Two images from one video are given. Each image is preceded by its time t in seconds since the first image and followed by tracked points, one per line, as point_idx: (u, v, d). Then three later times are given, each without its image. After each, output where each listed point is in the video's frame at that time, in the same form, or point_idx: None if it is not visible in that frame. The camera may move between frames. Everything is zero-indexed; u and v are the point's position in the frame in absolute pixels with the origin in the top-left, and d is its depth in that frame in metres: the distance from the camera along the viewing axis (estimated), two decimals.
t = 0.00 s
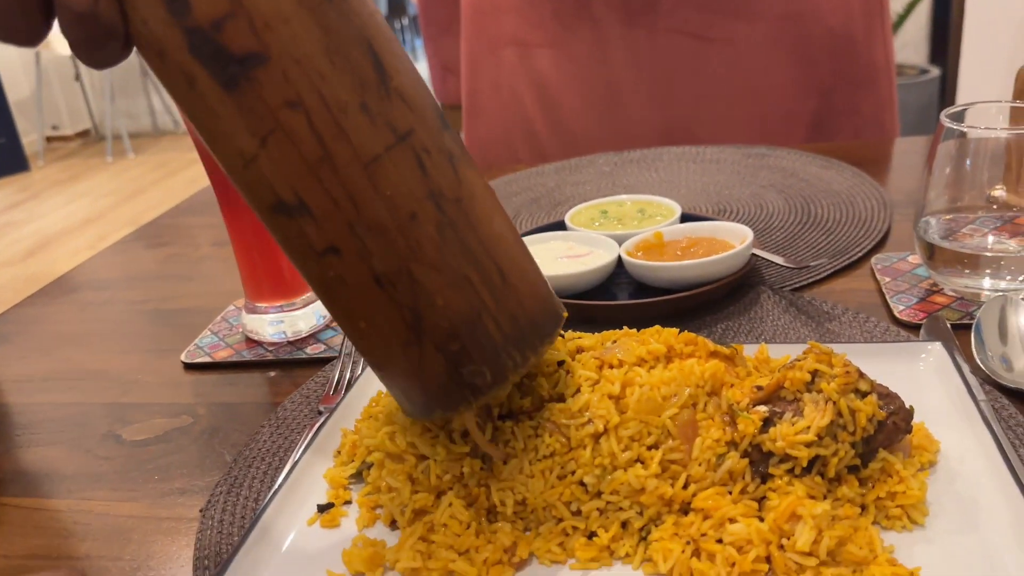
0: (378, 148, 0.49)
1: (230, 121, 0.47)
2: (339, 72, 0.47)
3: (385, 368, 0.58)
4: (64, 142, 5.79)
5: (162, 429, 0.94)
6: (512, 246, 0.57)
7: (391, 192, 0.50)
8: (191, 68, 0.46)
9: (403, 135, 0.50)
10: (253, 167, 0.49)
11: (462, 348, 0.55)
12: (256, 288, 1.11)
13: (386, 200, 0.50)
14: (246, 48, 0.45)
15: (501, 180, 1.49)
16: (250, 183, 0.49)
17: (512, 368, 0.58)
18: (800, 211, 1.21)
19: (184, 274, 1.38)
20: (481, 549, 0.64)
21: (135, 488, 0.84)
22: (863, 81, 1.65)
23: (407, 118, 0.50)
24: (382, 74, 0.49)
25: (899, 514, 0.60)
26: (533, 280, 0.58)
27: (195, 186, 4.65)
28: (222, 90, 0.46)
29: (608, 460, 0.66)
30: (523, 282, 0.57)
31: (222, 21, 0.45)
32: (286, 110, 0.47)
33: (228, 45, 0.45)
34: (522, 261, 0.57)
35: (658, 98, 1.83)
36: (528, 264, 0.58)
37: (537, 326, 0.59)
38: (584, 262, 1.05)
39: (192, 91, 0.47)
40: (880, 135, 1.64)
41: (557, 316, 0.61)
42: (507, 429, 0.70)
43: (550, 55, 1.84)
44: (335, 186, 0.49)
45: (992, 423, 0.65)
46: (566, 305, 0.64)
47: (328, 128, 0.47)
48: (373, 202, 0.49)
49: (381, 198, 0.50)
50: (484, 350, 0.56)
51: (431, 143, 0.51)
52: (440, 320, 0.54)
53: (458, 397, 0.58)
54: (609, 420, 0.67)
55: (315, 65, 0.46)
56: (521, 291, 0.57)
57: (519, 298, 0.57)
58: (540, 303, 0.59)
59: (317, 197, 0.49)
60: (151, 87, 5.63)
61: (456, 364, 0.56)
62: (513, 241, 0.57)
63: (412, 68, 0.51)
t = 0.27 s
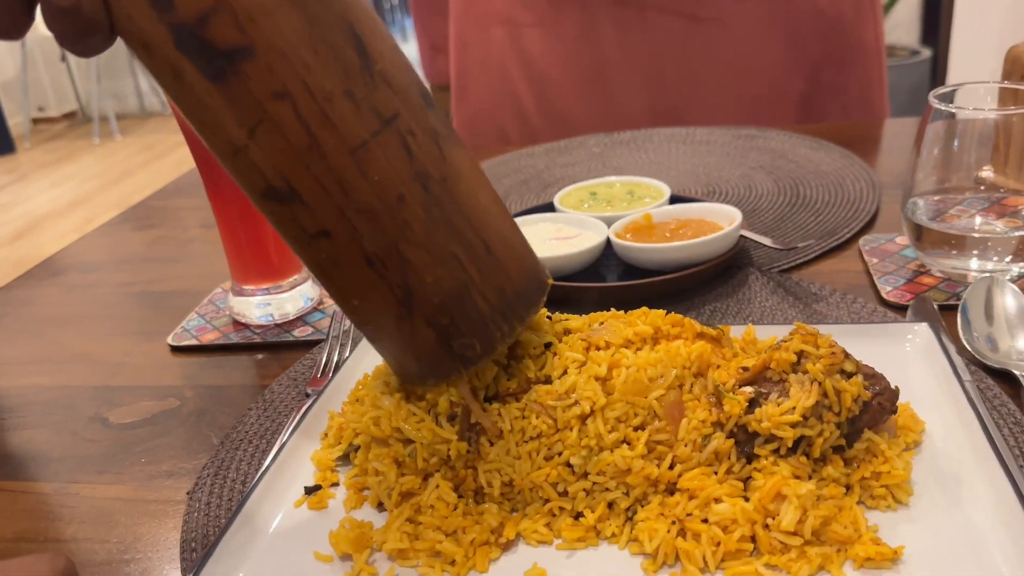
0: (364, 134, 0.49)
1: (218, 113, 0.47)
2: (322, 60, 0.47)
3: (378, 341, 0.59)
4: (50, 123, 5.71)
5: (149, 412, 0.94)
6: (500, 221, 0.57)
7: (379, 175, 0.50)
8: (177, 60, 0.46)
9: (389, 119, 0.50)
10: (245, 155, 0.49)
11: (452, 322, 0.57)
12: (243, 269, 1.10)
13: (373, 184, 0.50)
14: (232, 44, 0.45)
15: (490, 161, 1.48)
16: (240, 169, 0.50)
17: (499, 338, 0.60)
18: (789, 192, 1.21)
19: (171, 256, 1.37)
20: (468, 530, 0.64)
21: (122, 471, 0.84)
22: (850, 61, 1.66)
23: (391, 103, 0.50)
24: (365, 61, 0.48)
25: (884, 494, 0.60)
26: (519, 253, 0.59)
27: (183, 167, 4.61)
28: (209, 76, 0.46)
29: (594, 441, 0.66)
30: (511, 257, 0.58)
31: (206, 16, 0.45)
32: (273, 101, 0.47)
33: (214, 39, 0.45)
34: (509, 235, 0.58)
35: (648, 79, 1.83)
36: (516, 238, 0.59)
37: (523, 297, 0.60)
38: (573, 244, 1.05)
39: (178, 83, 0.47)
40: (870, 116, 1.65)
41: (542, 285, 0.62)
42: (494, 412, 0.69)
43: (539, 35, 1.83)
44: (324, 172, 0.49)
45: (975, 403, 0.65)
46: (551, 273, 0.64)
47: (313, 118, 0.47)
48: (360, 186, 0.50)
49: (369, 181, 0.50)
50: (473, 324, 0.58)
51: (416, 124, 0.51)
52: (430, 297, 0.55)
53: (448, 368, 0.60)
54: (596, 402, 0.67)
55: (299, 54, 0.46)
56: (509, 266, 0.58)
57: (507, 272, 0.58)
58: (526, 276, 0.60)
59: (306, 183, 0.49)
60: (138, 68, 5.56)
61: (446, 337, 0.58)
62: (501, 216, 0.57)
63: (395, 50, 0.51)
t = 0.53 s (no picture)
0: (366, 103, 0.49)
1: (219, 85, 0.47)
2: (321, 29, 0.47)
3: (385, 314, 0.59)
4: (38, 112, 5.66)
5: (140, 402, 0.94)
6: (504, 190, 0.57)
7: (382, 145, 0.50)
8: (179, 36, 0.46)
9: (390, 87, 0.50)
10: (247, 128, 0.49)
11: (460, 291, 0.56)
12: (233, 260, 1.10)
13: (377, 154, 0.50)
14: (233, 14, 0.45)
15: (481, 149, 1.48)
16: (242, 144, 0.50)
17: (509, 307, 0.60)
18: (780, 180, 1.21)
19: (161, 246, 1.37)
20: (459, 519, 0.64)
21: (113, 461, 0.84)
22: (843, 50, 1.68)
23: (391, 70, 0.50)
24: (365, 29, 0.48)
25: (871, 481, 0.61)
26: (524, 222, 0.59)
27: (173, 155, 4.58)
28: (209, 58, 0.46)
29: (584, 429, 0.66)
30: (515, 225, 0.58)
31: None
32: (274, 70, 0.46)
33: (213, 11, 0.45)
34: (513, 204, 0.58)
35: (640, 66, 1.82)
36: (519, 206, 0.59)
37: (530, 265, 0.59)
38: (564, 232, 1.05)
39: (178, 56, 0.47)
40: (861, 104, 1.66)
41: (549, 252, 0.62)
42: (485, 402, 0.70)
43: (530, 22, 1.83)
44: (327, 143, 0.49)
45: (962, 390, 0.66)
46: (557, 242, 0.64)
47: (314, 87, 0.47)
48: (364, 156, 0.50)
49: (372, 151, 0.50)
50: (480, 293, 0.57)
51: (417, 93, 0.51)
52: (437, 266, 0.55)
53: (457, 340, 0.60)
54: (585, 391, 0.67)
55: (299, 24, 0.46)
56: (514, 234, 0.57)
57: (513, 241, 0.57)
58: (533, 245, 0.60)
59: (309, 154, 0.49)
60: (127, 54, 5.50)
61: (455, 307, 0.57)
62: (504, 184, 0.57)
63: (393, 22, 0.51)
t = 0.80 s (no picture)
0: (342, 90, 0.48)
1: (192, 70, 0.46)
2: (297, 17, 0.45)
3: (365, 299, 0.59)
4: (29, 103, 5.62)
5: (128, 394, 0.93)
6: (483, 174, 0.56)
7: (359, 133, 0.49)
8: None
9: (367, 73, 0.49)
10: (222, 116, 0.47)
11: (439, 278, 0.56)
12: (221, 251, 1.09)
13: (354, 142, 0.49)
14: None
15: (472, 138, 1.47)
16: (218, 131, 0.48)
17: (488, 293, 0.60)
18: (772, 167, 1.20)
19: (150, 236, 1.36)
20: (449, 509, 0.64)
21: (101, 453, 0.83)
22: (834, 39, 1.68)
23: (368, 57, 0.49)
24: (342, 13, 0.47)
25: (862, 467, 0.61)
26: (503, 206, 0.58)
27: (164, 147, 4.54)
28: (182, 40, 0.44)
29: (574, 418, 0.66)
30: (494, 209, 0.57)
31: None
32: (248, 58, 0.45)
33: None
34: (493, 189, 0.57)
35: (632, 54, 1.81)
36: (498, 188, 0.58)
37: (510, 249, 0.59)
38: (555, 221, 1.04)
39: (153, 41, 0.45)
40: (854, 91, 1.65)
41: (529, 236, 0.61)
42: (474, 390, 0.69)
43: (521, 10, 1.83)
44: (304, 131, 0.48)
45: (953, 377, 0.66)
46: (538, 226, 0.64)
47: (291, 74, 0.46)
48: (341, 144, 0.49)
49: (349, 139, 0.49)
50: (461, 279, 0.57)
51: (395, 79, 0.50)
52: (417, 253, 0.54)
53: (438, 325, 0.60)
54: (576, 378, 0.67)
55: (274, 11, 0.45)
56: (493, 218, 0.57)
57: (492, 227, 0.57)
58: (513, 231, 0.59)
59: (286, 143, 0.48)
60: (117, 45, 5.46)
61: (434, 294, 0.57)
62: (483, 168, 0.57)
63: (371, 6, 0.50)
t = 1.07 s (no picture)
0: (357, 53, 0.47)
1: (214, 54, 0.47)
2: None
3: (405, 245, 0.59)
4: (21, 100, 5.59)
5: (121, 391, 0.92)
6: (511, 114, 0.54)
7: (378, 93, 0.49)
8: None
9: (379, 31, 0.48)
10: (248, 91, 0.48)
11: (471, 224, 0.55)
12: (214, 247, 1.09)
13: (374, 102, 0.49)
14: None
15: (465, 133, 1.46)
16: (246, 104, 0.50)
17: (519, 234, 0.59)
18: (766, 161, 1.20)
19: (142, 233, 1.35)
20: (443, 505, 0.63)
21: (94, 451, 0.82)
22: (829, 31, 1.68)
23: (379, 15, 0.48)
24: None
25: (856, 461, 0.61)
26: (532, 143, 0.56)
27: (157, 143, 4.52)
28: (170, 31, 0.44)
29: (568, 413, 0.66)
30: (524, 147, 0.55)
31: None
32: (263, 36, 0.46)
33: None
34: (521, 129, 0.55)
35: (626, 47, 1.81)
36: (528, 125, 0.56)
37: (539, 189, 0.57)
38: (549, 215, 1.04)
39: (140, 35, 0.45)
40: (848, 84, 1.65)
41: (559, 171, 0.59)
42: (468, 386, 0.69)
43: (515, 5, 1.82)
44: (325, 98, 0.48)
45: (947, 370, 0.66)
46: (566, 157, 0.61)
47: (305, 47, 0.47)
48: (361, 105, 0.49)
49: (369, 101, 0.49)
50: (493, 223, 0.56)
51: (410, 33, 0.49)
52: (447, 201, 0.54)
53: (473, 268, 0.60)
54: (569, 374, 0.66)
55: None
56: (524, 160, 0.55)
57: (523, 166, 0.55)
58: (544, 169, 0.57)
59: (309, 112, 0.49)
60: (109, 41, 5.42)
61: (468, 238, 0.56)
62: (510, 109, 0.54)
63: None
